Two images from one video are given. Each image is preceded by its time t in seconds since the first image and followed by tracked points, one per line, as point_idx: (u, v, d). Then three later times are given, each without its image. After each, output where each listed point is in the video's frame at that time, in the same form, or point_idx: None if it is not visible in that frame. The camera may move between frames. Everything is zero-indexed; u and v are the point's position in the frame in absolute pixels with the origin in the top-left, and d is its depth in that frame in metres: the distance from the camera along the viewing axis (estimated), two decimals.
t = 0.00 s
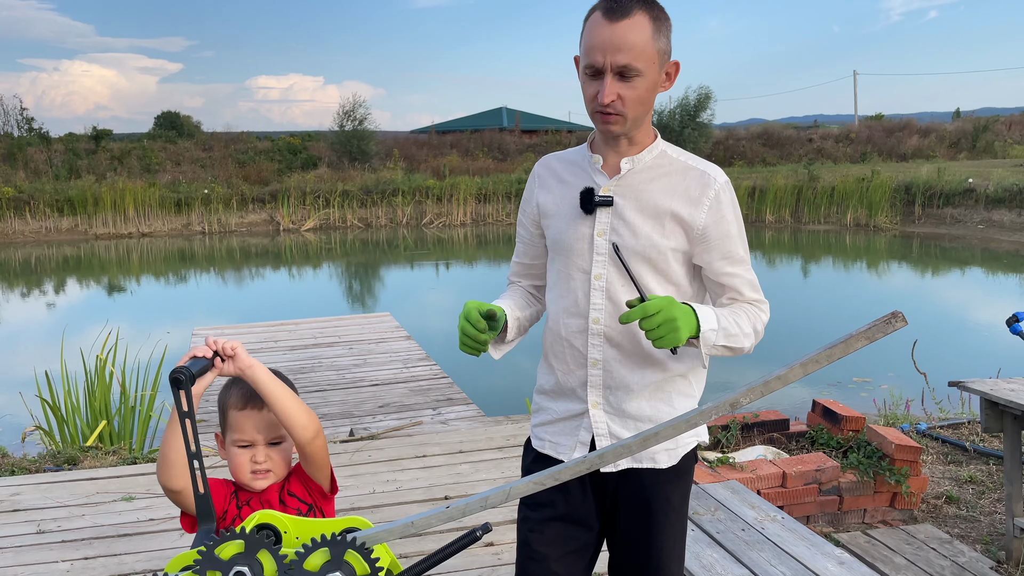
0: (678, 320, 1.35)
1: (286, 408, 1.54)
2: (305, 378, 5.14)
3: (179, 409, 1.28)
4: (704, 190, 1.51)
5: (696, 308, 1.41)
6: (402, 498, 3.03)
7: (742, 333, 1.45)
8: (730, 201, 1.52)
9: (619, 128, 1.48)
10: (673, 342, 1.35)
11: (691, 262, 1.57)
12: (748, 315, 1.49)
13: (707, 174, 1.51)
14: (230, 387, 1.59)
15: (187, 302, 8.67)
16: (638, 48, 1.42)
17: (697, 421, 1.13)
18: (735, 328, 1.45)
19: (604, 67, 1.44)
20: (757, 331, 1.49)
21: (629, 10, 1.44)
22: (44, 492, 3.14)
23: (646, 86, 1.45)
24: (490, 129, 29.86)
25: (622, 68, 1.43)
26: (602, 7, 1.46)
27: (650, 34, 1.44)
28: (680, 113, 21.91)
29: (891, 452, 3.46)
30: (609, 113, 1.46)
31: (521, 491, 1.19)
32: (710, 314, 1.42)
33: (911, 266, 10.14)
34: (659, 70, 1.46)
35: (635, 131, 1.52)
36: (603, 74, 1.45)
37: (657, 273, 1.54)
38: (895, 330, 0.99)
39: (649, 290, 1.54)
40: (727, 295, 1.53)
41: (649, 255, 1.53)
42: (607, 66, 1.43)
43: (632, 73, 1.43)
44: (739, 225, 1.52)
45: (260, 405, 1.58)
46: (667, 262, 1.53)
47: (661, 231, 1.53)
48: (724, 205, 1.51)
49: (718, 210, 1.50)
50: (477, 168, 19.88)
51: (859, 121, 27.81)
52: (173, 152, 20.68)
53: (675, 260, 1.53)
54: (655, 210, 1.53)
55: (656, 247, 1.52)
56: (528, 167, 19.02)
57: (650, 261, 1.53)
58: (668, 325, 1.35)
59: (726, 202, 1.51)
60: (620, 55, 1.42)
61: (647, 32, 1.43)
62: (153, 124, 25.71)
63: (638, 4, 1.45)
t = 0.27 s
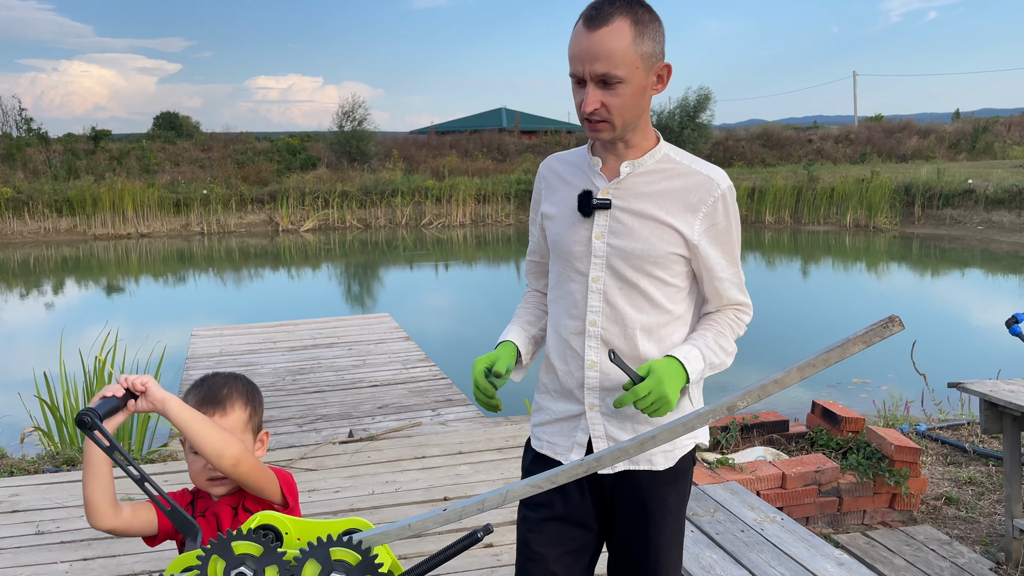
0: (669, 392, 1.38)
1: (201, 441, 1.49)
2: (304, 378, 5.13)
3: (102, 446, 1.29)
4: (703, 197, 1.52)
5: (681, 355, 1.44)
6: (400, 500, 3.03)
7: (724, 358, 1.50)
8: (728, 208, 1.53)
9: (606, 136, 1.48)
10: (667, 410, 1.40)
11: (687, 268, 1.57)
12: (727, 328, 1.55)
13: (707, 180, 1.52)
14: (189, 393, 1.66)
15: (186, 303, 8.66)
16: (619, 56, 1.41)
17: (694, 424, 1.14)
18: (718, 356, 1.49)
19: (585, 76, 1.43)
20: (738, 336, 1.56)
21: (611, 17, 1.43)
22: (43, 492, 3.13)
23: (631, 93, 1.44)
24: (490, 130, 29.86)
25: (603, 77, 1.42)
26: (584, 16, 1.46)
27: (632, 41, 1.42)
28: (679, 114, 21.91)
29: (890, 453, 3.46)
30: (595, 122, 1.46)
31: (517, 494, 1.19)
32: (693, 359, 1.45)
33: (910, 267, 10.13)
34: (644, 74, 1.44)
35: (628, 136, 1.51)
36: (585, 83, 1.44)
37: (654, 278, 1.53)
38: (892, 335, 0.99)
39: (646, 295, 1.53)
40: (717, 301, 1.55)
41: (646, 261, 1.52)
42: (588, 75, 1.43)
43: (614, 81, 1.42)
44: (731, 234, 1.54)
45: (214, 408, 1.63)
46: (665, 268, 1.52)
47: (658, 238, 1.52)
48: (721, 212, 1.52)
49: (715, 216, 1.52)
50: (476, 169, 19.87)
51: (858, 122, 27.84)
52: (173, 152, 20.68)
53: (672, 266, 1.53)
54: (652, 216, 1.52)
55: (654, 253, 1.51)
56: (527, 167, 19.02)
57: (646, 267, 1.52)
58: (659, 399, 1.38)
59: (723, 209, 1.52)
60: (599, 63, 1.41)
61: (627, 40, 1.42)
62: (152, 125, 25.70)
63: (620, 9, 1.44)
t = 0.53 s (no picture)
0: (655, 420, 1.34)
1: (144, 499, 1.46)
2: (303, 379, 5.14)
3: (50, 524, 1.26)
4: (708, 199, 1.51)
5: (676, 379, 1.42)
6: (400, 500, 3.03)
7: (732, 372, 1.46)
8: (735, 209, 1.52)
9: (611, 139, 1.49)
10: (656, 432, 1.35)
11: (695, 270, 1.56)
12: (742, 341, 1.50)
13: (712, 181, 1.51)
14: (164, 397, 1.59)
15: (185, 303, 8.66)
16: (614, 60, 1.42)
17: (691, 426, 1.15)
18: (724, 371, 1.46)
19: (583, 85, 1.44)
20: (756, 347, 1.51)
21: (603, 22, 1.44)
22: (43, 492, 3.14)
23: (630, 95, 1.44)
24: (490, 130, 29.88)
25: (602, 82, 1.43)
26: (577, 23, 1.47)
27: (625, 44, 1.43)
28: (679, 115, 21.92)
29: (889, 453, 3.47)
30: (600, 127, 1.47)
31: (513, 496, 1.19)
32: (691, 380, 1.42)
33: (909, 268, 10.15)
34: (641, 72, 1.45)
35: (633, 137, 1.52)
36: (585, 90, 1.45)
37: (657, 280, 1.53)
38: (886, 338, 0.99)
39: (649, 298, 1.53)
40: (730, 309, 1.52)
41: (650, 263, 1.52)
42: (586, 82, 1.44)
43: (612, 85, 1.43)
44: (743, 236, 1.51)
45: (194, 413, 1.58)
46: (670, 270, 1.53)
47: (662, 239, 1.52)
48: (728, 213, 1.51)
49: (722, 218, 1.50)
50: (476, 170, 19.88)
51: (858, 123, 27.87)
52: (173, 153, 20.69)
53: (676, 268, 1.53)
54: (657, 219, 1.53)
55: (658, 255, 1.52)
56: (527, 168, 19.03)
57: (651, 269, 1.52)
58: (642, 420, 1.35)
59: (729, 210, 1.51)
60: (596, 69, 1.42)
61: (620, 43, 1.42)
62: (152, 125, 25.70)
63: (613, 13, 1.44)
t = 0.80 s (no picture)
0: (653, 425, 1.33)
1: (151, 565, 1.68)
2: (304, 379, 5.14)
3: None
4: (712, 198, 1.51)
5: (677, 387, 1.42)
6: (400, 500, 3.03)
7: (731, 376, 1.47)
8: (738, 207, 1.52)
9: (613, 138, 1.49)
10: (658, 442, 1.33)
11: (698, 269, 1.56)
12: (741, 342, 1.50)
13: (715, 181, 1.51)
14: (169, 407, 1.66)
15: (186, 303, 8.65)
16: (610, 61, 1.42)
17: (689, 428, 1.15)
18: (723, 375, 1.46)
19: (581, 87, 1.44)
20: (757, 349, 1.51)
21: (596, 22, 1.44)
22: (44, 492, 3.14)
23: (628, 94, 1.44)
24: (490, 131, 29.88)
25: (600, 82, 1.43)
26: (572, 24, 1.47)
27: (620, 43, 1.43)
28: (679, 115, 21.91)
29: (889, 454, 3.47)
30: (601, 127, 1.47)
31: (511, 498, 1.18)
32: (690, 388, 1.42)
33: (910, 268, 10.14)
34: (637, 69, 1.45)
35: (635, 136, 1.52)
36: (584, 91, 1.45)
37: (661, 279, 1.53)
38: (886, 341, 0.99)
39: (652, 297, 1.53)
40: (733, 309, 1.52)
41: (654, 261, 1.52)
42: (583, 84, 1.44)
43: (610, 85, 1.43)
44: (746, 236, 1.51)
45: (202, 424, 1.66)
46: (674, 268, 1.53)
47: (666, 238, 1.52)
48: (731, 212, 1.50)
49: (726, 217, 1.50)
50: (476, 170, 19.88)
51: (858, 124, 27.87)
52: (173, 153, 20.68)
53: (680, 266, 1.53)
54: (660, 217, 1.53)
55: (662, 253, 1.52)
56: (527, 168, 19.03)
57: (655, 267, 1.52)
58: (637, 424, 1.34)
59: (733, 209, 1.50)
60: (593, 70, 1.42)
61: (615, 43, 1.42)
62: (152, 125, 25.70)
63: (606, 11, 1.44)
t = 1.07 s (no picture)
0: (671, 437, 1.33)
1: None
2: (304, 379, 5.14)
3: None
4: (714, 197, 1.51)
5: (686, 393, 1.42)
6: (401, 500, 3.03)
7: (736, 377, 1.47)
8: (739, 207, 1.52)
9: (615, 139, 1.49)
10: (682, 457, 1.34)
11: (700, 268, 1.56)
12: (742, 341, 1.50)
13: (718, 179, 1.51)
14: (174, 430, 1.56)
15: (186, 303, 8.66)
16: (613, 60, 1.41)
17: (685, 430, 1.15)
18: (727, 376, 1.47)
19: (584, 86, 1.44)
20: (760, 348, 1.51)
21: (597, 23, 1.43)
22: (44, 492, 3.13)
23: (630, 94, 1.44)
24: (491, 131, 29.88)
25: (603, 82, 1.42)
26: (573, 24, 1.47)
27: (622, 44, 1.43)
28: (680, 115, 21.89)
29: (890, 454, 3.46)
30: (603, 127, 1.47)
31: (507, 499, 1.17)
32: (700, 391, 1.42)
33: (911, 268, 10.14)
34: (639, 69, 1.44)
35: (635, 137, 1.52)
36: (586, 91, 1.45)
37: (664, 279, 1.53)
38: (882, 342, 0.98)
39: (656, 297, 1.53)
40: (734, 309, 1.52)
41: (658, 261, 1.52)
42: (586, 84, 1.43)
43: (612, 85, 1.43)
44: (746, 236, 1.51)
45: (211, 447, 1.57)
46: (678, 267, 1.52)
47: (669, 237, 1.52)
48: (733, 212, 1.50)
49: (728, 217, 1.50)
50: (477, 169, 19.87)
51: (859, 124, 27.87)
52: (173, 152, 20.68)
53: (683, 266, 1.53)
54: (663, 216, 1.52)
55: (666, 253, 1.51)
56: (528, 168, 19.03)
57: (659, 267, 1.52)
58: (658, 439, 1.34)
59: (735, 209, 1.51)
60: (596, 70, 1.42)
61: (617, 43, 1.42)
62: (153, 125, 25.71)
63: (606, 12, 1.44)
